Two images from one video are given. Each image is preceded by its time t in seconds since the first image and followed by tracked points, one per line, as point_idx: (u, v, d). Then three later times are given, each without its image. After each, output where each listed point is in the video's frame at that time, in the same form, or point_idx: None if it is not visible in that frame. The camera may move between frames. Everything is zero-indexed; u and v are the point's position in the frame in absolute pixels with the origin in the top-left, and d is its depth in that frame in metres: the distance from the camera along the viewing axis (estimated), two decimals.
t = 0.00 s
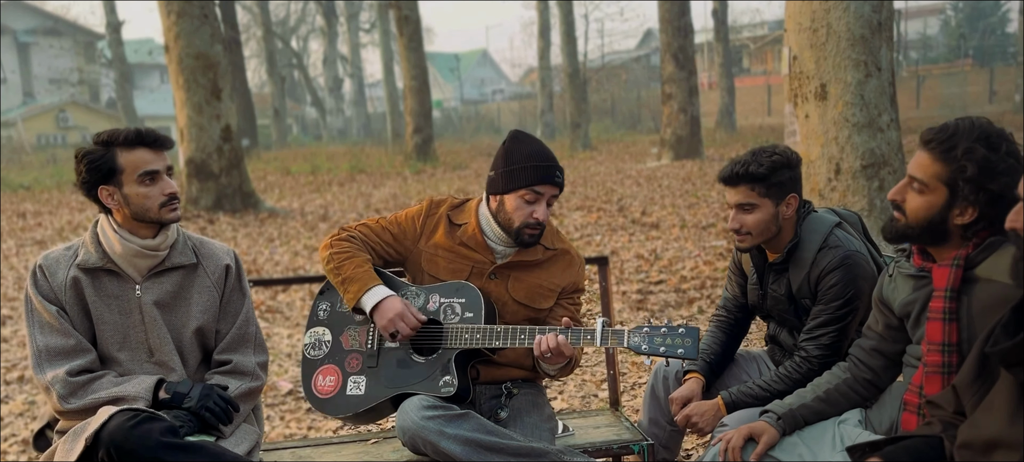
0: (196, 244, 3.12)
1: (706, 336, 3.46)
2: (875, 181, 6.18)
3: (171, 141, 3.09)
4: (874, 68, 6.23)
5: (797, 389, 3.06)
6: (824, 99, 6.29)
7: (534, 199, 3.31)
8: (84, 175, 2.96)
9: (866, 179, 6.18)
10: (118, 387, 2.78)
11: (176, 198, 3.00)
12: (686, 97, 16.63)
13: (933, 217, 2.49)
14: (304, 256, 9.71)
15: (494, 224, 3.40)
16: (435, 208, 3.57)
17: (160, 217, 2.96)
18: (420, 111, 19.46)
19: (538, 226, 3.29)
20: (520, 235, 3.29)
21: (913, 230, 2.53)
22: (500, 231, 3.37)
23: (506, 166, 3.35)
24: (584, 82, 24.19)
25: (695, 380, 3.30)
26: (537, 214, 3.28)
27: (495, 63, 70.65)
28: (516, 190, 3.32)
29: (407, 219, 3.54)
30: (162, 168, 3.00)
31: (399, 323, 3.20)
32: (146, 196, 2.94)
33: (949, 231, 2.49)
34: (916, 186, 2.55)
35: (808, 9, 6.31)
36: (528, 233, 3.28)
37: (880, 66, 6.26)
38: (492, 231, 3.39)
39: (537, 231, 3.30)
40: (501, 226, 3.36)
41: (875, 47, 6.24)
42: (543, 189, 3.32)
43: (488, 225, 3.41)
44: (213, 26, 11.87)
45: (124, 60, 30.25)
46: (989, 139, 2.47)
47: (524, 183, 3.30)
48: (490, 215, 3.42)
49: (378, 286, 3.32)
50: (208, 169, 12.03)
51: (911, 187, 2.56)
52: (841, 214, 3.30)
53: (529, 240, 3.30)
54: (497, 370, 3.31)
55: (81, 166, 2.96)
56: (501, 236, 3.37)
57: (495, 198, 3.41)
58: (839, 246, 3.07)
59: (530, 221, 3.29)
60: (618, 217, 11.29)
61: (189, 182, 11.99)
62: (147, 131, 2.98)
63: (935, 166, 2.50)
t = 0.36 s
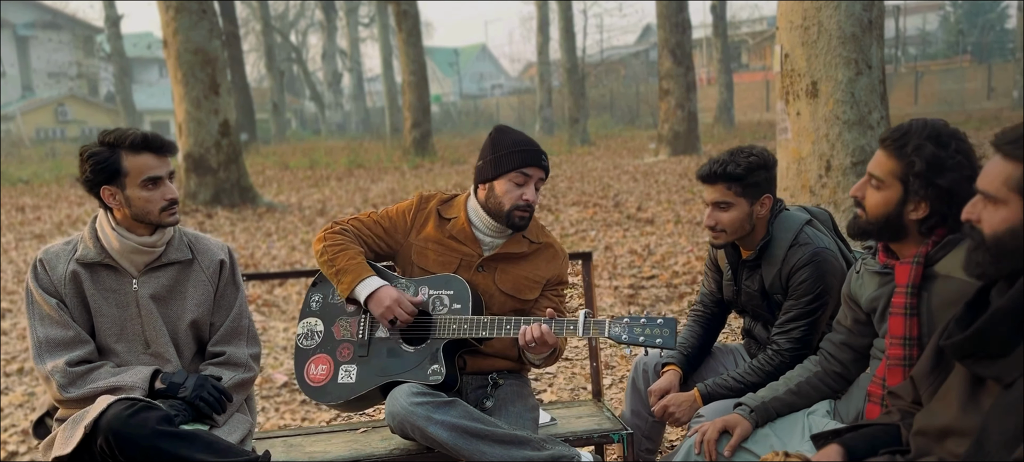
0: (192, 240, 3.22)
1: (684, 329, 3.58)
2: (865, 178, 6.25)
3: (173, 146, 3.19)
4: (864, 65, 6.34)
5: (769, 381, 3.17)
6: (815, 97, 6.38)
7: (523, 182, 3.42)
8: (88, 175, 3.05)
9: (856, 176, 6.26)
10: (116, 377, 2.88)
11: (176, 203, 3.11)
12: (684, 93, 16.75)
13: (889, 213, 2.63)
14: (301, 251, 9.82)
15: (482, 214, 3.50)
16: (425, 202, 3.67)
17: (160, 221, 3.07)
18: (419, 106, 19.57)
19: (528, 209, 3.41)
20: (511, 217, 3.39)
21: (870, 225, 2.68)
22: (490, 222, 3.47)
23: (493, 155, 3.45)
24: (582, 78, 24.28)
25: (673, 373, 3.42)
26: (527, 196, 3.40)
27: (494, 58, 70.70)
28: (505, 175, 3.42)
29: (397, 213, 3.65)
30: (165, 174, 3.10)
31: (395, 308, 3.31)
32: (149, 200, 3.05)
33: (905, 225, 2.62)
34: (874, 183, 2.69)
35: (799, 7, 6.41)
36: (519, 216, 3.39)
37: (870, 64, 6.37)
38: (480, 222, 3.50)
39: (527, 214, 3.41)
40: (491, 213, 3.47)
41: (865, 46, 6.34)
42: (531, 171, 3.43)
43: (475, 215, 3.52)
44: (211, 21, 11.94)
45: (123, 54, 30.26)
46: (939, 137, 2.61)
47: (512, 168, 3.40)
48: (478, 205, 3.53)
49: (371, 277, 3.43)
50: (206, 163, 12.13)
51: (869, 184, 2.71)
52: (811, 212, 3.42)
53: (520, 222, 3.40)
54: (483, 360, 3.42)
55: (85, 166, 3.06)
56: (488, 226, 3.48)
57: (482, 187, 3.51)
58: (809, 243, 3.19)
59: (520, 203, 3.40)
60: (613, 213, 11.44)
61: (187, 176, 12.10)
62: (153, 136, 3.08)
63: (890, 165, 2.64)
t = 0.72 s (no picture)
0: (186, 230, 3.37)
1: (660, 318, 3.73)
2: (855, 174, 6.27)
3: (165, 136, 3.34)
4: (853, 63, 6.16)
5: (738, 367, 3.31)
6: (804, 93, 6.22)
7: (474, 155, 3.63)
8: (85, 168, 3.20)
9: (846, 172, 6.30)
10: (114, 360, 3.03)
11: (169, 189, 3.26)
12: (682, 89, 16.86)
13: (854, 208, 2.76)
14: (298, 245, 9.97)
15: (446, 200, 3.69)
16: (393, 199, 3.83)
17: (155, 207, 3.21)
18: (417, 102, 19.69)
19: (483, 180, 3.60)
20: (468, 191, 3.59)
21: (836, 219, 2.80)
22: (453, 206, 3.66)
23: (445, 139, 3.70)
24: (581, 74, 24.38)
25: (649, 359, 3.56)
26: (480, 167, 3.59)
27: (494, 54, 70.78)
28: (457, 154, 3.65)
29: (368, 210, 3.82)
30: (157, 162, 3.25)
31: (373, 297, 3.48)
32: (144, 187, 3.19)
33: (867, 220, 2.77)
34: (839, 180, 2.82)
35: (789, 5, 6.27)
36: (475, 188, 3.59)
37: (859, 61, 6.19)
38: (446, 208, 3.68)
39: (484, 186, 3.61)
40: (451, 193, 3.66)
41: (854, 43, 6.17)
42: (480, 143, 3.64)
43: (441, 203, 3.70)
44: (210, 17, 12.06)
45: (122, 50, 30.35)
46: (903, 138, 2.73)
47: (462, 144, 3.64)
48: (440, 189, 3.73)
49: (346, 268, 3.59)
50: (205, 159, 12.29)
51: (833, 181, 2.84)
52: (781, 205, 3.56)
53: (478, 195, 3.59)
54: (460, 345, 3.58)
55: (82, 158, 3.21)
56: (453, 210, 3.66)
57: (442, 172, 3.74)
58: (776, 236, 3.33)
59: (475, 176, 3.60)
60: (608, 208, 11.62)
61: (186, 171, 12.24)
62: (144, 127, 3.24)
63: (854, 162, 2.78)
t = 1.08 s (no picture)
0: (184, 224, 3.47)
1: (645, 309, 3.84)
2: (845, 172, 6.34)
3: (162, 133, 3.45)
4: (843, 61, 6.23)
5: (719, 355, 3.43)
6: (795, 91, 6.28)
7: (457, 153, 3.73)
8: (85, 163, 3.31)
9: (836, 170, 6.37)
10: (115, 349, 3.13)
11: (167, 183, 3.38)
12: (679, 86, 16.95)
13: (817, 197, 2.90)
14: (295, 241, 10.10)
15: (431, 196, 3.79)
16: (381, 195, 3.93)
17: (152, 201, 3.33)
18: (414, 100, 19.79)
19: (466, 175, 3.72)
20: (452, 186, 3.70)
21: (806, 212, 2.93)
22: (437, 201, 3.76)
23: (429, 138, 3.80)
24: (578, 72, 24.49)
25: (634, 348, 3.67)
26: (463, 163, 3.71)
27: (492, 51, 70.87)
28: (440, 151, 3.76)
29: (356, 207, 3.92)
30: (154, 157, 3.36)
31: (358, 294, 3.60)
32: (141, 181, 3.31)
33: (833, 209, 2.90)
34: (801, 172, 2.95)
35: (780, 4, 6.35)
36: (459, 183, 3.70)
37: (849, 59, 6.25)
38: (432, 203, 3.78)
39: (467, 180, 3.73)
40: (434, 190, 3.77)
41: (844, 41, 6.24)
42: (462, 142, 3.75)
43: (427, 199, 3.80)
44: (207, 15, 12.16)
45: (119, 47, 30.45)
46: (849, 123, 2.91)
47: (445, 141, 3.75)
48: (426, 187, 3.83)
49: (334, 265, 3.70)
50: (202, 156, 12.39)
51: (795, 174, 2.98)
52: (762, 199, 3.67)
53: (462, 189, 3.71)
54: (447, 335, 3.68)
55: (81, 155, 3.32)
56: (438, 205, 3.77)
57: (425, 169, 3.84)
58: (757, 228, 3.45)
59: (458, 172, 3.71)
60: (603, 205, 11.75)
61: (183, 168, 12.35)
62: (139, 123, 3.35)
63: (812, 153, 2.92)
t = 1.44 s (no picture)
0: (194, 216, 3.59)
1: (644, 295, 3.97)
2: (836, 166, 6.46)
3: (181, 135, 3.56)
4: (834, 57, 6.34)
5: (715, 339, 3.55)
6: (788, 87, 6.40)
7: (463, 149, 3.84)
8: (105, 156, 3.40)
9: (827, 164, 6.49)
10: (128, 336, 3.24)
11: (182, 184, 3.48)
12: (672, 82, 17.09)
13: (816, 180, 3.04)
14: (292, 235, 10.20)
15: (444, 190, 3.91)
16: (397, 184, 4.05)
17: (167, 200, 3.44)
18: (408, 96, 19.89)
19: (466, 173, 3.80)
20: (450, 179, 3.82)
21: (801, 194, 3.07)
22: (449, 196, 3.88)
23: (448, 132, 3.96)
24: (572, 68, 24.59)
25: (633, 334, 3.80)
26: (463, 160, 3.80)
27: (486, 47, 70.92)
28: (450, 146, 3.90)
29: (372, 194, 4.04)
30: (174, 159, 3.47)
31: (366, 283, 3.68)
32: (159, 180, 3.41)
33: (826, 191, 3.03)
34: (803, 154, 3.09)
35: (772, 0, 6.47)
36: (457, 179, 3.80)
37: (840, 55, 6.36)
38: (445, 197, 3.90)
39: (468, 179, 3.81)
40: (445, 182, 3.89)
41: (835, 38, 6.36)
42: (469, 140, 3.85)
43: (441, 193, 3.92)
44: (203, 11, 12.23)
45: (112, 43, 30.48)
46: (859, 114, 3.05)
47: (456, 137, 3.88)
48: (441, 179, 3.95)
49: (347, 253, 3.80)
50: (198, 151, 12.48)
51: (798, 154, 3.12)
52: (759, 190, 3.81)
53: (461, 185, 3.81)
54: (452, 324, 3.81)
55: (103, 148, 3.41)
56: (451, 200, 3.88)
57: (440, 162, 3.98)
58: (753, 215, 3.58)
59: (458, 168, 3.81)
60: (598, 201, 11.87)
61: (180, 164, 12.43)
62: (164, 124, 3.45)
63: (817, 137, 3.06)
